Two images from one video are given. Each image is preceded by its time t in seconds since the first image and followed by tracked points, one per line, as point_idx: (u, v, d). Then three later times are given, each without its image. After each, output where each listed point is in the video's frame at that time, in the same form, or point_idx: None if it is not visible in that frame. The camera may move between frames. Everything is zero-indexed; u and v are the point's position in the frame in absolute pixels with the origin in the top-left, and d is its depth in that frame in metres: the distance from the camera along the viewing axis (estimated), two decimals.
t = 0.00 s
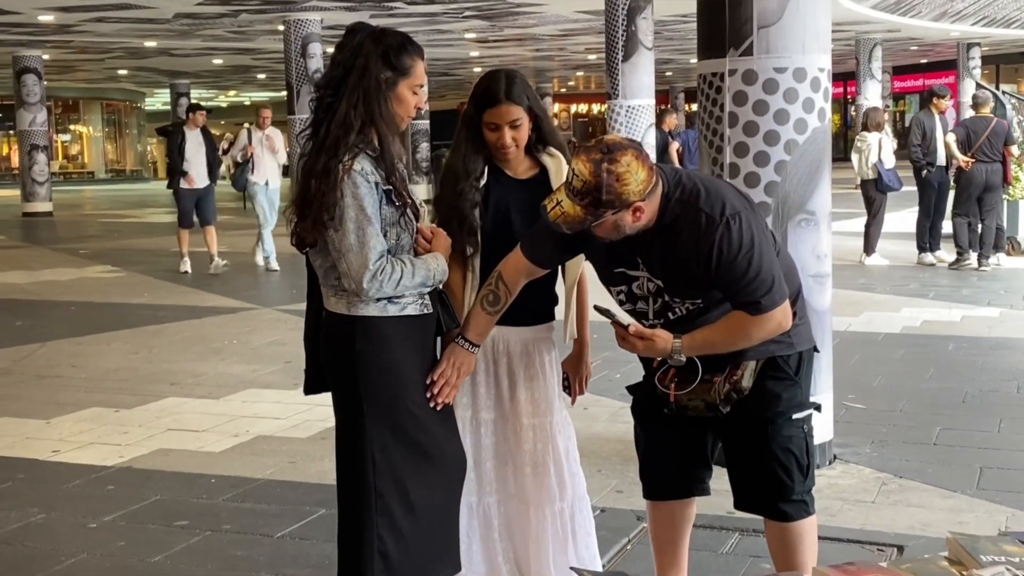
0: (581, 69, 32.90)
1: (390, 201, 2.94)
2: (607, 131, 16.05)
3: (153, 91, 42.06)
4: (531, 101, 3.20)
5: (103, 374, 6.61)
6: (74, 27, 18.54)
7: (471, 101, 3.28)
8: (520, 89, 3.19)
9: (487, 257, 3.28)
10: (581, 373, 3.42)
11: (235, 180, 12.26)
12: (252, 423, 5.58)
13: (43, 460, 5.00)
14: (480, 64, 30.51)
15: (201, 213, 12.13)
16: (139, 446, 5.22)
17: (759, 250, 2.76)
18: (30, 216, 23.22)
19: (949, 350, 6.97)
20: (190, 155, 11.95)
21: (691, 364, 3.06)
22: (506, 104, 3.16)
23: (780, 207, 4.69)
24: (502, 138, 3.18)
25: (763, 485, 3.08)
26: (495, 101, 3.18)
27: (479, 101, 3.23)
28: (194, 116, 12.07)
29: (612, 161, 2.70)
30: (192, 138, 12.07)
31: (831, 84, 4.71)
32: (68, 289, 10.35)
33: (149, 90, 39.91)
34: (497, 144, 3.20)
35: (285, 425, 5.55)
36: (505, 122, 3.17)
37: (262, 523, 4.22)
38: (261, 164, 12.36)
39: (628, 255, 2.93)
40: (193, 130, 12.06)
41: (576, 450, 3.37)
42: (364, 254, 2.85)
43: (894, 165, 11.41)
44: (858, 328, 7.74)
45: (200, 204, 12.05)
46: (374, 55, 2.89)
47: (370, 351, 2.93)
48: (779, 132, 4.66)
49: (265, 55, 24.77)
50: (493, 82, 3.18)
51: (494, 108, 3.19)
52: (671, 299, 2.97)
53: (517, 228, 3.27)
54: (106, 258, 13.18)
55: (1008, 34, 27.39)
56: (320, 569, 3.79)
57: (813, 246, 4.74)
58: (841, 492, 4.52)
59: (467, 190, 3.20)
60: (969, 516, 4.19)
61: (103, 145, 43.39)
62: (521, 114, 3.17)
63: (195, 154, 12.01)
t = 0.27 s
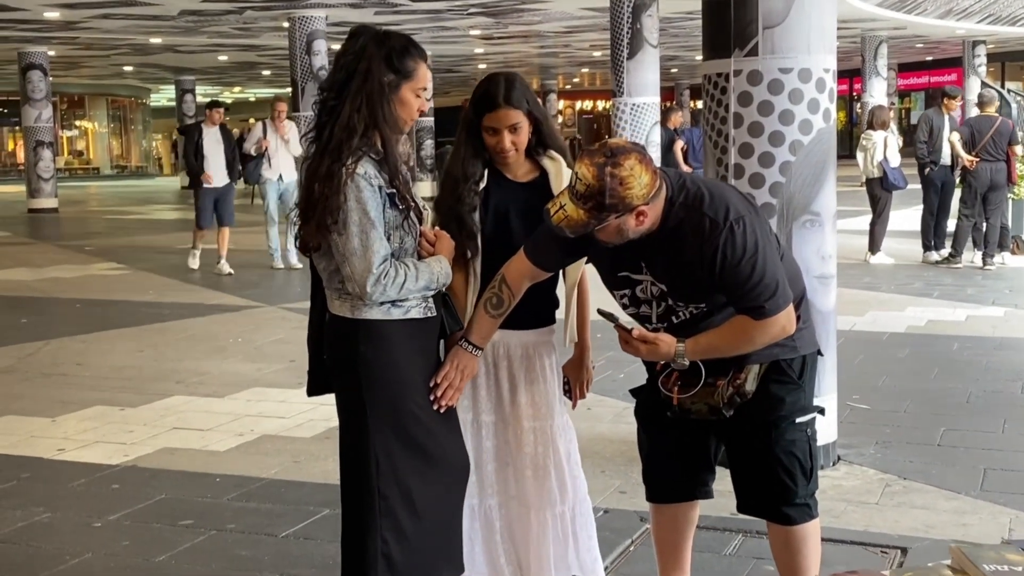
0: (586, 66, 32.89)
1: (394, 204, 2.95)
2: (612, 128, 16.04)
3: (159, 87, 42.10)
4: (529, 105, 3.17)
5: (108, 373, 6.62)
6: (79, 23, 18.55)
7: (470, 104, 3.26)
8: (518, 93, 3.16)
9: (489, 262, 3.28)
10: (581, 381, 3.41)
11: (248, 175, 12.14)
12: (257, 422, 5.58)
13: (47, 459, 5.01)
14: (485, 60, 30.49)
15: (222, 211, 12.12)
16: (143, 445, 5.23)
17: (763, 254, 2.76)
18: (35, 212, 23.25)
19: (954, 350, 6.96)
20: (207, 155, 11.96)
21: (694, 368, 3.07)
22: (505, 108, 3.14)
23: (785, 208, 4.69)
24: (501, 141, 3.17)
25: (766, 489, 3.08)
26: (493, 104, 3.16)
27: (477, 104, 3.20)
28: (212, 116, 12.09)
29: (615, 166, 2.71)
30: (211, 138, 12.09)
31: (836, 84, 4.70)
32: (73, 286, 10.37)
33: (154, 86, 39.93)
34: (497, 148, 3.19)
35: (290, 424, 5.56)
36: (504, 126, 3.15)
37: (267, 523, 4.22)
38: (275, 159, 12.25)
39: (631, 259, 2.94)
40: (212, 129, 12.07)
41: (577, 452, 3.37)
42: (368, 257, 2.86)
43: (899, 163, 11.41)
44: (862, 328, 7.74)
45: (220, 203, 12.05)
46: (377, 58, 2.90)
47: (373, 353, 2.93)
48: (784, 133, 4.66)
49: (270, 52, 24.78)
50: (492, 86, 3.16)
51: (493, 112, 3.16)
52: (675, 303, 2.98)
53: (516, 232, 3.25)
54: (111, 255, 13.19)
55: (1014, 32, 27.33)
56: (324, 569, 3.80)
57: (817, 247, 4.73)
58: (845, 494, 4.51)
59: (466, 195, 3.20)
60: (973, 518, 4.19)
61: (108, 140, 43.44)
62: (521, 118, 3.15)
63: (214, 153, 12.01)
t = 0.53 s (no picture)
0: (589, 67, 32.92)
1: (397, 211, 2.96)
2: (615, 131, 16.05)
3: (162, 88, 42.15)
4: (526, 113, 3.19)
5: (112, 375, 6.64)
6: (83, 25, 18.59)
7: (469, 111, 3.27)
8: (516, 101, 3.17)
9: (490, 270, 3.29)
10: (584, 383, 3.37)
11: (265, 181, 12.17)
12: (260, 425, 5.60)
13: (51, 461, 5.03)
14: (488, 62, 30.52)
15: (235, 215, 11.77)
16: (147, 448, 5.25)
17: (764, 261, 2.78)
18: (39, 213, 23.29)
19: (956, 353, 6.97)
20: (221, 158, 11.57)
21: (696, 375, 3.08)
22: (504, 117, 3.15)
23: (786, 213, 4.70)
24: (500, 149, 3.18)
25: (767, 494, 3.09)
26: (492, 112, 3.17)
27: (476, 113, 3.22)
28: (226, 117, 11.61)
29: (616, 174, 2.72)
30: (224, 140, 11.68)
31: (838, 89, 4.71)
32: (76, 287, 10.40)
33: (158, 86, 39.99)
34: (496, 155, 3.20)
35: (293, 427, 5.57)
36: (503, 134, 3.16)
37: (270, 527, 4.24)
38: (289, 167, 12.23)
39: (633, 266, 2.95)
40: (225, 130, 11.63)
41: (577, 458, 3.39)
42: (371, 265, 2.87)
43: (902, 166, 11.38)
44: (864, 331, 7.74)
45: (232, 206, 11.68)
46: (379, 66, 2.91)
47: (376, 360, 2.94)
48: (786, 138, 4.67)
49: (273, 53, 24.81)
50: (489, 94, 3.17)
51: (492, 120, 3.17)
52: (677, 310, 2.99)
53: (515, 239, 3.27)
54: (115, 256, 13.21)
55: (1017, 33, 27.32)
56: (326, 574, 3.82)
57: (819, 252, 4.74)
58: (846, 498, 4.52)
59: (465, 202, 3.21)
60: (974, 523, 4.19)
61: (112, 141, 43.49)
62: (520, 126, 3.16)
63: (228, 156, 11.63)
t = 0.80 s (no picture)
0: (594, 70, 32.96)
1: (398, 218, 2.97)
2: (619, 134, 16.03)
3: (167, 91, 42.18)
4: (524, 120, 3.22)
5: (116, 379, 6.66)
6: (88, 29, 18.63)
7: (468, 119, 3.29)
8: (514, 109, 3.21)
9: (490, 276, 3.31)
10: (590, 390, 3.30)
11: (281, 177, 12.11)
12: (263, 429, 5.61)
13: (56, 465, 5.05)
14: (492, 65, 30.53)
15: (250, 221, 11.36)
16: (151, 452, 5.27)
17: (763, 268, 2.79)
18: (44, 216, 23.33)
19: (959, 357, 6.97)
20: (236, 164, 11.17)
21: (698, 381, 3.09)
22: (502, 125, 3.19)
23: (788, 218, 4.71)
24: (499, 157, 3.22)
25: (767, 500, 3.10)
26: (490, 121, 3.21)
27: (476, 120, 3.24)
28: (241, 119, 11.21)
29: (616, 180, 2.74)
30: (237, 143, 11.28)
31: (840, 94, 4.73)
32: (82, 290, 10.42)
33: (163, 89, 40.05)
34: (495, 163, 3.24)
35: (296, 431, 5.59)
36: (502, 142, 3.20)
37: (273, 532, 4.25)
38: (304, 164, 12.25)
39: (633, 273, 2.96)
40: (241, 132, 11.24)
41: (578, 463, 3.40)
42: (373, 272, 2.88)
43: (905, 169, 11.32)
44: (868, 334, 7.75)
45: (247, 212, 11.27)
46: (381, 73, 2.93)
47: (378, 366, 2.96)
48: (787, 143, 4.68)
49: (278, 56, 24.84)
50: (489, 102, 3.22)
51: (491, 128, 3.21)
52: (677, 316, 3.00)
53: (514, 245, 3.29)
54: (120, 260, 13.23)
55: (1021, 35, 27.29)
56: None
57: (821, 256, 4.75)
58: (848, 502, 4.53)
59: (464, 209, 3.23)
60: (975, 527, 4.20)
61: (117, 144, 43.53)
62: (518, 134, 3.20)
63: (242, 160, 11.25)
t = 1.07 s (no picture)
0: (600, 74, 33.00)
1: (401, 223, 2.97)
2: (625, 139, 15.99)
3: (174, 95, 42.24)
4: (527, 125, 3.23)
5: (122, 383, 6.68)
6: (96, 33, 18.69)
7: (470, 125, 3.30)
8: (517, 114, 3.22)
9: (492, 281, 3.31)
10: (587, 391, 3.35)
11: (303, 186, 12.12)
12: (267, 433, 5.63)
13: (61, 470, 5.07)
14: (499, 69, 30.54)
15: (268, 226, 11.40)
16: (156, 456, 5.28)
17: (764, 272, 2.79)
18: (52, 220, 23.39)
19: (964, 360, 6.97)
20: (255, 168, 11.18)
21: (699, 385, 3.08)
22: (504, 131, 3.20)
23: (791, 222, 4.72)
24: (502, 163, 3.23)
25: (770, 504, 3.09)
26: (493, 128, 3.22)
27: (478, 125, 3.25)
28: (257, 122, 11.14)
29: (617, 185, 2.75)
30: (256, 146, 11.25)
31: (841, 99, 4.74)
32: (89, 295, 10.45)
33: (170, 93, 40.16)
34: (498, 169, 3.25)
35: (301, 436, 5.60)
36: (504, 148, 3.21)
37: (277, 536, 4.27)
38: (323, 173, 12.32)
39: (635, 277, 2.96)
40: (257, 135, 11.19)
41: (581, 467, 3.40)
42: (376, 276, 2.89)
43: (910, 173, 11.39)
44: (872, 338, 7.75)
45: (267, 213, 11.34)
46: (384, 79, 2.94)
47: (381, 371, 2.96)
48: (790, 148, 4.69)
49: (285, 61, 24.87)
50: (491, 108, 3.22)
51: (493, 134, 3.22)
52: (679, 321, 3.00)
53: (516, 249, 3.30)
54: (127, 264, 13.26)
55: None
56: None
57: (823, 260, 4.75)
58: (851, 507, 4.53)
59: (466, 215, 3.24)
60: (978, 532, 4.20)
61: (124, 149, 43.60)
62: (520, 140, 3.21)
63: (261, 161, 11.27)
